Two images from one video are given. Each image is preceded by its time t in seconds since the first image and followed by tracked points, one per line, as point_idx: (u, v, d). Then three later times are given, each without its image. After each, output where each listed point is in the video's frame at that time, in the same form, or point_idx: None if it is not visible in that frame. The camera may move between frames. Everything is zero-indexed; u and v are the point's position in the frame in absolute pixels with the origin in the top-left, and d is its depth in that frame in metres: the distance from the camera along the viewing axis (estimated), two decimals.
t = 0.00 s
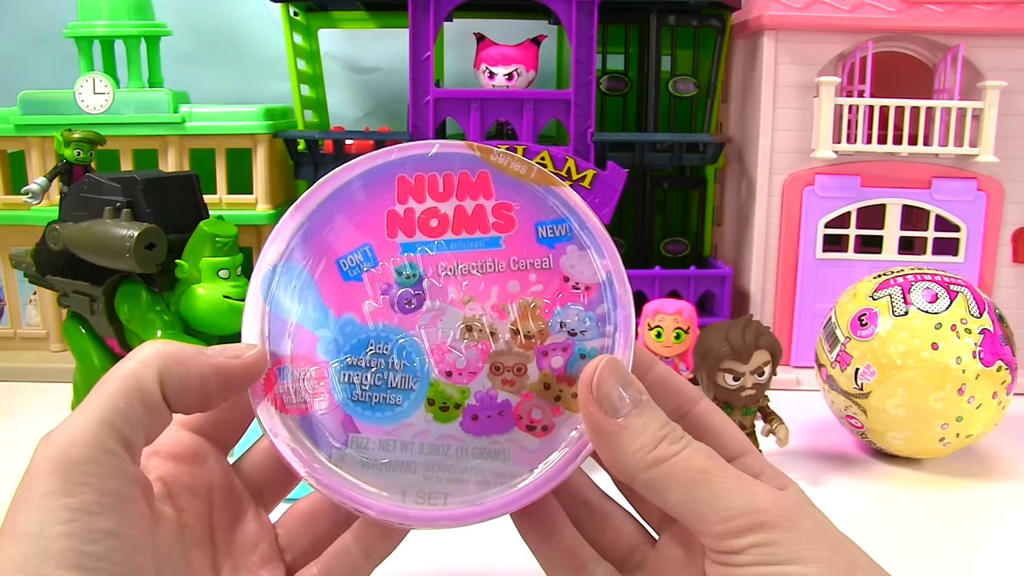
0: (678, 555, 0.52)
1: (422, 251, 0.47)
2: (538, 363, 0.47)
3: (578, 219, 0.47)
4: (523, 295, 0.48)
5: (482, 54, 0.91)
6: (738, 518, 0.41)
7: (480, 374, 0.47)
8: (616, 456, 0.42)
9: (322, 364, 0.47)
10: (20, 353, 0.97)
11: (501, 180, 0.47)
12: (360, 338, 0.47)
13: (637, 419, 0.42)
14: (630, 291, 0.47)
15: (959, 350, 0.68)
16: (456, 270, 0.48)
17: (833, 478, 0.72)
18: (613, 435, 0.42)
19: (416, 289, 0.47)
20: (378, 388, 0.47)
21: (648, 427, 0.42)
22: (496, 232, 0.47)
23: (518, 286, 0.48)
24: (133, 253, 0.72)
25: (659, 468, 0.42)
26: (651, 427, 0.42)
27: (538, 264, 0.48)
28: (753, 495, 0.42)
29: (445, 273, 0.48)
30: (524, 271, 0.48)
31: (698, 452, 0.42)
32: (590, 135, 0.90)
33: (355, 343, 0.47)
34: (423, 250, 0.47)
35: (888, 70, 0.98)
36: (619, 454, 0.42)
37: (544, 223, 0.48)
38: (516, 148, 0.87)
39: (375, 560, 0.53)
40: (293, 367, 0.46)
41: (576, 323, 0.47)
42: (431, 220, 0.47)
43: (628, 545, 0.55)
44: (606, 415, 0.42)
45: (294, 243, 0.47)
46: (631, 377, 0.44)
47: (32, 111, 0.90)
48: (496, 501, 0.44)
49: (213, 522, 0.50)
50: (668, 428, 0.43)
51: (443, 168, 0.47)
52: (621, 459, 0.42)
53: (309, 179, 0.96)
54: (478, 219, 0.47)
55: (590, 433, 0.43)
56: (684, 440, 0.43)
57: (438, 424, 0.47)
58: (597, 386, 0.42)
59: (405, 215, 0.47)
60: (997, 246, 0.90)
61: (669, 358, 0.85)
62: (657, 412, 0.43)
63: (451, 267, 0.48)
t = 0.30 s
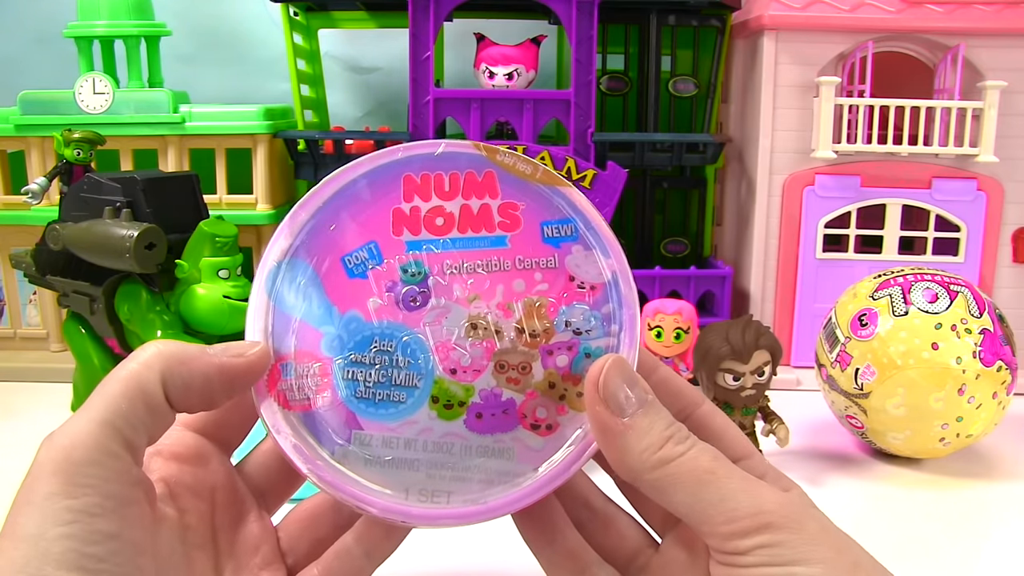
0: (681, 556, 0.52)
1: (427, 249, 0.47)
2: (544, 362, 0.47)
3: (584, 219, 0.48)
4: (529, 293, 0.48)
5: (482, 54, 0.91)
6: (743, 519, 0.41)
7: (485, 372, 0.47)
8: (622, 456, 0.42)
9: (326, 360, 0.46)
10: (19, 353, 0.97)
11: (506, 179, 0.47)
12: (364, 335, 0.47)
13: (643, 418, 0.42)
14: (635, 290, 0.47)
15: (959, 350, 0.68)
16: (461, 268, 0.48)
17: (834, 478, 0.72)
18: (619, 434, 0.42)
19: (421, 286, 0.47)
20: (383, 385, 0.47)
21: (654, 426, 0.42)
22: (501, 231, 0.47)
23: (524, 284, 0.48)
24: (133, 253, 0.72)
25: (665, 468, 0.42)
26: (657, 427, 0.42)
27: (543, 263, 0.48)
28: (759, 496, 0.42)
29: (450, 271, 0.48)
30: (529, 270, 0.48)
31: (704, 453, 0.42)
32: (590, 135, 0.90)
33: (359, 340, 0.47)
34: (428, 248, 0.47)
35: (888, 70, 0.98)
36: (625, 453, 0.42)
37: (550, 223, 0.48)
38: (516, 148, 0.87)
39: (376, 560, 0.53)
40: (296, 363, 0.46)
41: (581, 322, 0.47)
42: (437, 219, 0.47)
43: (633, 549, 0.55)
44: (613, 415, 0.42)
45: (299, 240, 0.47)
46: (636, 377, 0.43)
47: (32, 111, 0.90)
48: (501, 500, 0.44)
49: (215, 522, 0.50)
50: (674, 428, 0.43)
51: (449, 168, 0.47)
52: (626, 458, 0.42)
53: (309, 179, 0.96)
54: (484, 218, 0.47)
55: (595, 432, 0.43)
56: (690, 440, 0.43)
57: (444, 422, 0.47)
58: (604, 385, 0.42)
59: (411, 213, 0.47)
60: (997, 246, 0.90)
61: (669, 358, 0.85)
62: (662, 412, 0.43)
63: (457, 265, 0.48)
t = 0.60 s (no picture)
0: (682, 557, 0.52)
1: (431, 244, 0.47)
2: (548, 359, 0.47)
3: (590, 216, 0.47)
4: (533, 290, 0.48)
5: (482, 54, 0.91)
6: (748, 520, 0.41)
7: (489, 369, 0.47)
8: (627, 455, 0.42)
9: (328, 356, 0.46)
10: (19, 353, 0.97)
11: (511, 175, 0.47)
12: (367, 331, 0.47)
13: (649, 417, 0.42)
14: (640, 287, 0.47)
15: (959, 350, 0.68)
16: (465, 264, 0.48)
17: (833, 478, 0.72)
18: (625, 433, 0.42)
19: (425, 283, 0.48)
20: (385, 380, 0.47)
21: (660, 426, 0.42)
22: (507, 228, 0.47)
23: (528, 281, 0.48)
24: (133, 253, 0.72)
25: (671, 468, 0.42)
26: (662, 427, 0.42)
27: (548, 259, 0.48)
28: (764, 497, 0.42)
29: (455, 267, 0.48)
30: (534, 266, 0.48)
31: (710, 453, 0.42)
32: (590, 136, 0.90)
33: (361, 337, 0.47)
34: (433, 243, 0.47)
35: (887, 70, 0.98)
36: (630, 453, 0.42)
37: (555, 219, 0.48)
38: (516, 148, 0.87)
39: (375, 561, 0.53)
40: (298, 358, 0.46)
41: (586, 319, 0.47)
42: (441, 214, 0.47)
43: (635, 549, 0.55)
44: (619, 413, 0.42)
45: (303, 234, 0.47)
46: (642, 375, 0.43)
47: (32, 110, 0.90)
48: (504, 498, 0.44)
49: (216, 522, 0.50)
50: (680, 428, 0.43)
51: (454, 163, 0.47)
52: (631, 458, 0.42)
53: (309, 179, 0.96)
54: (489, 214, 0.47)
55: (601, 431, 0.42)
56: (696, 440, 0.43)
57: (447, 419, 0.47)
58: (609, 383, 0.42)
59: (415, 209, 0.47)
60: (997, 246, 0.90)
61: (669, 358, 0.85)
62: (668, 412, 0.43)
63: (461, 261, 0.48)
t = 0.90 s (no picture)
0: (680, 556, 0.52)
1: (428, 242, 0.47)
2: (546, 357, 0.47)
3: (587, 214, 0.47)
4: (530, 288, 0.48)
5: (482, 54, 0.91)
6: (747, 520, 0.41)
7: (486, 368, 0.47)
8: (625, 454, 0.42)
9: (325, 355, 0.46)
10: (19, 353, 0.97)
11: (508, 173, 0.47)
12: (364, 330, 0.47)
13: (648, 418, 0.42)
14: (637, 285, 0.48)
15: (959, 350, 0.68)
16: (462, 262, 0.48)
17: (833, 478, 0.72)
18: (622, 433, 0.42)
19: (422, 281, 0.48)
20: (382, 380, 0.47)
21: (659, 426, 0.42)
22: (505, 226, 0.47)
23: (526, 279, 0.48)
24: (133, 253, 0.72)
25: (668, 467, 0.42)
26: (661, 426, 0.42)
27: (546, 257, 0.48)
28: (762, 497, 0.42)
29: (452, 265, 0.48)
30: (531, 264, 0.48)
31: (708, 452, 0.42)
32: (590, 136, 0.90)
33: (359, 336, 0.47)
34: (429, 241, 0.47)
35: (887, 69, 0.98)
36: (628, 452, 0.42)
37: (552, 217, 0.48)
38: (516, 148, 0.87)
39: (372, 560, 0.53)
40: (294, 357, 0.46)
41: (584, 317, 0.47)
42: (438, 212, 0.47)
43: (633, 548, 0.55)
44: (617, 413, 0.42)
45: (300, 233, 0.47)
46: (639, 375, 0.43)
47: (32, 110, 0.90)
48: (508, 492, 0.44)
49: (214, 521, 0.50)
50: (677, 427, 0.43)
51: (451, 161, 0.47)
52: (629, 457, 0.42)
53: (309, 179, 0.96)
54: (486, 211, 0.47)
55: (600, 431, 0.42)
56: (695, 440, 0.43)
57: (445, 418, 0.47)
58: (607, 382, 0.42)
59: (412, 207, 0.47)
60: (998, 246, 0.90)
61: (669, 358, 0.85)
62: (665, 412, 0.43)
63: (458, 259, 0.48)
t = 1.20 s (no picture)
0: (671, 559, 0.51)
1: (431, 252, 0.48)
2: (540, 369, 0.47)
3: (587, 233, 0.47)
4: (528, 301, 0.48)
5: (482, 54, 0.91)
6: (742, 520, 0.41)
7: (481, 376, 0.47)
8: (615, 456, 0.42)
9: (323, 355, 0.47)
10: (19, 353, 0.97)
11: (513, 192, 0.47)
12: (364, 333, 0.47)
13: (624, 417, 0.42)
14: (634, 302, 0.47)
15: (959, 350, 0.68)
16: (463, 273, 0.48)
17: (833, 478, 0.72)
18: (606, 436, 0.42)
19: (422, 287, 0.48)
20: (378, 382, 0.47)
21: (640, 422, 0.42)
22: (507, 240, 0.47)
23: (524, 292, 0.48)
24: (133, 253, 0.72)
25: (650, 463, 0.42)
26: (642, 423, 0.42)
27: (545, 272, 0.48)
28: (758, 497, 0.41)
29: (453, 275, 0.48)
30: (530, 278, 0.48)
31: (700, 451, 0.42)
32: (590, 136, 0.90)
33: (358, 337, 0.47)
34: (432, 251, 0.48)
35: (887, 69, 0.98)
36: (615, 454, 0.42)
37: (553, 235, 0.48)
38: (516, 149, 0.87)
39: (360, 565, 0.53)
40: (293, 355, 0.46)
41: (579, 332, 0.47)
42: (442, 224, 0.47)
43: (623, 554, 0.55)
44: (591, 418, 0.43)
45: (308, 237, 0.47)
46: (616, 383, 0.44)
47: (32, 110, 0.90)
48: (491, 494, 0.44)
49: (201, 521, 0.50)
50: (663, 423, 0.43)
51: (458, 176, 0.47)
52: (619, 458, 0.42)
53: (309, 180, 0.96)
54: (488, 225, 0.47)
55: (584, 438, 0.43)
56: (684, 437, 0.42)
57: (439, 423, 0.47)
58: (578, 394, 0.43)
59: (417, 217, 0.47)
60: (998, 246, 0.90)
61: (669, 358, 0.85)
62: (646, 410, 0.43)
63: (459, 270, 0.48)
